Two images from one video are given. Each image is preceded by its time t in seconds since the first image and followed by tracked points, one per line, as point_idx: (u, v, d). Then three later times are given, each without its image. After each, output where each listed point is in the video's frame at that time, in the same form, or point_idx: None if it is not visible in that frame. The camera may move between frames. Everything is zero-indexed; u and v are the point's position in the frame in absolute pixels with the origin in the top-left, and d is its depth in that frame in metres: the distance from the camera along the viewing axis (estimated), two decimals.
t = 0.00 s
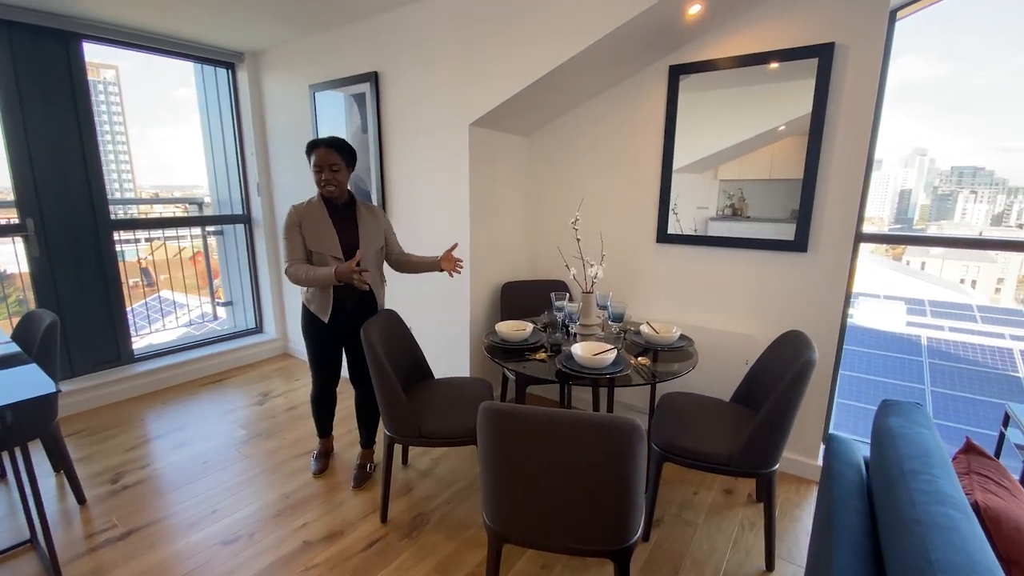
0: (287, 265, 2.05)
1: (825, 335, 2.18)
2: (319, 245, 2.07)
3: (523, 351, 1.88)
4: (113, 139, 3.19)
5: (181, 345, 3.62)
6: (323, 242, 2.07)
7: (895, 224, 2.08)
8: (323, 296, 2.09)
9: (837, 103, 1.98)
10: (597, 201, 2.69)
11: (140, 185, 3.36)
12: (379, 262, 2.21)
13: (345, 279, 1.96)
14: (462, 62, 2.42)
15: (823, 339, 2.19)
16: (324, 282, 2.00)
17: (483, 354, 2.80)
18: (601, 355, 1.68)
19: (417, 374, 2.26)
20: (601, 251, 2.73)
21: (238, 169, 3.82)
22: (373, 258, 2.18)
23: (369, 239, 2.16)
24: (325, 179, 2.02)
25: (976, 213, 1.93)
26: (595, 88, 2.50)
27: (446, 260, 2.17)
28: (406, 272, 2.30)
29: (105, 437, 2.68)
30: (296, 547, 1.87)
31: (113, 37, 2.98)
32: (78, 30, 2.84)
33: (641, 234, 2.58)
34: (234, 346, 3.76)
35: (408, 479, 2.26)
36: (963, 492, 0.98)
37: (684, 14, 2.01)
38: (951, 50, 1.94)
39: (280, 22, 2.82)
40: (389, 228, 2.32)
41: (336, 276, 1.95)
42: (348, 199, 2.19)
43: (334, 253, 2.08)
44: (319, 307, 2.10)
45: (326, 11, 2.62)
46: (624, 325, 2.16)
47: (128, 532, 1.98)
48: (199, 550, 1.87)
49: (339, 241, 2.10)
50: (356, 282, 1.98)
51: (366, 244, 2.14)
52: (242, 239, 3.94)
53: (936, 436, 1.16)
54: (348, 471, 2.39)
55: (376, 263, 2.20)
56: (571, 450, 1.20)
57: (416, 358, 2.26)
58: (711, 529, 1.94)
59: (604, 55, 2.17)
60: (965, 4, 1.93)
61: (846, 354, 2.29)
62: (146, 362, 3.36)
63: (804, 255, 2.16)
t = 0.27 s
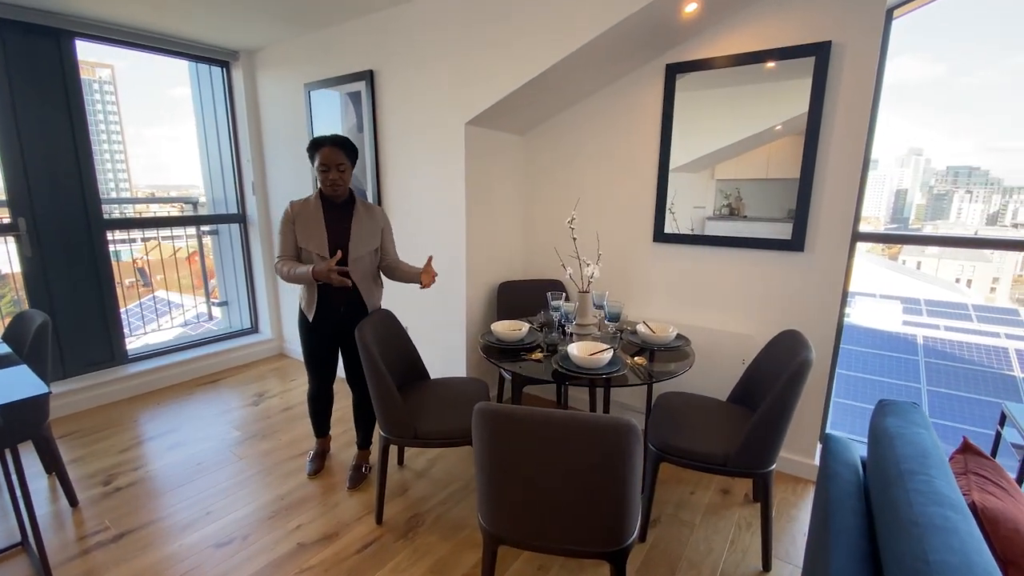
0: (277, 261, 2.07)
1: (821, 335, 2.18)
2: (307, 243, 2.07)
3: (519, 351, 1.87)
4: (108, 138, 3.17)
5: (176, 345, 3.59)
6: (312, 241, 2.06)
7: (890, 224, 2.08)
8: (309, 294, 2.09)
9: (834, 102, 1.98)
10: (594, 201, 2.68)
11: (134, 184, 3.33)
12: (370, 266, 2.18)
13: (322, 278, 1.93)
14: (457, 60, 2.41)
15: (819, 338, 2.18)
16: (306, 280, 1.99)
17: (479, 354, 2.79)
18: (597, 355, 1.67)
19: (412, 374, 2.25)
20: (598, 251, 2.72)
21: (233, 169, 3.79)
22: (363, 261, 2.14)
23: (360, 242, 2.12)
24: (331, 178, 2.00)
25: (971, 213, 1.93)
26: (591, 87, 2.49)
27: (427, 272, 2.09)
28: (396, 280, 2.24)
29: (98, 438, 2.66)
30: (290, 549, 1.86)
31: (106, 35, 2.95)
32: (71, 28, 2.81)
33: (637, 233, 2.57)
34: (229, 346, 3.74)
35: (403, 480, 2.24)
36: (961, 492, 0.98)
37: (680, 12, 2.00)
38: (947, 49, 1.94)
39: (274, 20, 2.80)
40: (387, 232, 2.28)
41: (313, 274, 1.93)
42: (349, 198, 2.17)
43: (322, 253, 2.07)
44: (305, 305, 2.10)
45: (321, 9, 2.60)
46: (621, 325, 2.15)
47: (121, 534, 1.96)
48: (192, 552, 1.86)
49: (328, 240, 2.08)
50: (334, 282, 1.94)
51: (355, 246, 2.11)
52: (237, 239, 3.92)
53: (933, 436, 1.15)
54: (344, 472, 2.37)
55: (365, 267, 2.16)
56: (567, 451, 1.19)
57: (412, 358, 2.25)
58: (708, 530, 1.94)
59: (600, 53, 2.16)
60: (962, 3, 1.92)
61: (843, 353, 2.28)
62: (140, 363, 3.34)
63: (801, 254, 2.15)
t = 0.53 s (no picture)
0: (275, 262, 2.05)
1: (820, 335, 2.18)
2: (306, 243, 2.06)
3: (518, 351, 1.87)
4: (107, 138, 3.16)
5: (174, 345, 3.59)
6: (311, 241, 2.06)
7: (889, 224, 2.08)
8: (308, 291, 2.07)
9: (832, 102, 1.98)
10: (592, 201, 2.68)
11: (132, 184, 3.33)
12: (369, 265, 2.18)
13: (324, 269, 1.90)
14: (456, 60, 2.41)
15: (818, 338, 2.18)
16: (307, 275, 1.97)
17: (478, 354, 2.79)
18: (596, 355, 1.67)
19: (411, 374, 2.25)
20: (597, 251, 2.72)
21: (231, 169, 3.79)
22: (362, 260, 2.14)
23: (359, 241, 2.13)
24: (342, 178, 2.01)
25: (970, 213, 1.93)
26: (590, 87, 2.49)
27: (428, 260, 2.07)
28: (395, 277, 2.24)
29: (97, 439, 2.65)
30: (288, 549, 1.85)
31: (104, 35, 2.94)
32: (69, 28, 2.81)
33: (636, 233, 2.57)
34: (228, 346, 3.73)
35: (402, 480, 2.24)
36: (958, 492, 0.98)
37: (679, 13, 2.00)
38: (946, 49, 1.94)
39: (273, 20, 2.80)
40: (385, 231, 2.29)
41: (314, 267, 1.90)
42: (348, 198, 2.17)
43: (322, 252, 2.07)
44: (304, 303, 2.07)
45: (319, 9, 2.60)
46: (620, 325, 2.15)
47: (119, 535, 1.96)
48: (191, 553, 1.85)
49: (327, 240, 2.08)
50: (335, 271, 1.92)
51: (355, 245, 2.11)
52: (236, 239, 3.91)
53: (931, 436, 1.15)
54: (343, 472, 2.37)
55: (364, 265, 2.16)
56: (565, 451, 1.19)
57: (410, 358, 2.25)
58: (706, 529, 1.94)
59: (599, 54, 2.16)
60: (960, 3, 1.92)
61: (842, 353, 2.29)
62: (139, 363, 3.34)
63: (799, 255, 2.15)
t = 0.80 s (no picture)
0: (281, 263, 2.03)
1: (820, 335, 2.18)
2: (313, 244, 2.05)
3: (518, 351, 1.87)
4: (108, 138, 3.17)
5: (175, 345, 3.59)
6: (318, 242, 2.05)
7: (890, 224, 2.08)
8: (318, 295, 2.08)
9: (833, 102, 1.98)
10: (592, 201, 2.68)
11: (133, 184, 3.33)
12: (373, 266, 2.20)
13: (345, 282, 1.94)
14: (456, 61, 2.41)
15: (817, 339, 2.18)
16: (321, 283, 1.98)
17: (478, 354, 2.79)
18: (595, 355, 1.67)
19: (411, 374, 2.25)
20: (597, 251, 2.72)
21: (232, 169, 3.80)
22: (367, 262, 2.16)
23: (365, 242, 2.14)
24: (340, 176, 2.01)
25: (972, 213, 1.93)
26: (590, 87, 2.49)
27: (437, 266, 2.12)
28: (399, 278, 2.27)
29: (97, 438, 2.66)
30: (289, 548, 1.86)
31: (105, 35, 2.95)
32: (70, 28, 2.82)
33: (636, 233, 2.57)
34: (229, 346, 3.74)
35: (402, 480, 2.25)
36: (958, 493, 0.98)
37: (679, 13, 2.00)
38: (947, 49, 1.94)
39: (273, 20, 2.80)
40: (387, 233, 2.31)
41: (335, 279, 1.94)
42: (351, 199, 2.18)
43: (329, 253, 2.06)
44: (313, 306, 2.08)
45: (319, 9, 2.60)
46: (619, 325, 2.15)
47: (120, 534, 1.97)
48: (191, 552, 1.86)
49: (335, 241, 2.07)
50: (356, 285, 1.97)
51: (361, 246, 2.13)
52: (237, 239, 3.92)
53: (930, 437, 1.15)
54: (343, 471, 2.37)
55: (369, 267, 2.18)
56: (563, 452, 1.19)
57: (410, 358, 2.25)
58: (706, 530, 1.94)
59: (599, 54, 2.16)
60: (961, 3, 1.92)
61: (842, 354, 2.28)
62: (140, 362, 3.34)
63: (799, 255, 2.15)
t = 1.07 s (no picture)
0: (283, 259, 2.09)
1: (824, 335, 2.17)
2: (313, 244, 2.09)
3: (521, 351, 1.87)
4: (115, 139, 3.20)
5: (180, 344, 3.62)
6: (316, 241, 2.08)
7: (895, 224, 2.07)
8: (315, 295, 2.11)
9: (837, 102, 1.98)
10: (595, 201, 2.68)
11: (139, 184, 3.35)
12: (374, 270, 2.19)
13: (329, 286, 1.96)
14: (460, 61, 2.41)
15: (822, 339, 2.18)
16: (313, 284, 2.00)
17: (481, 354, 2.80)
18: (598, 355, 1.68)
19: (415, 373, 2.26)
20: (600, 251, 2.72)
21: (237, 169, 3.82)
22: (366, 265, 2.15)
23: (364, 246, 2.13)
24: (332, 178, 2.02)
25: (979, 213, 1.92)
26: (592, 87, 2.50)
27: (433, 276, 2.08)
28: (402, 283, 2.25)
29: (104, 437, 2.68)
30: (294, 546, 1.87)
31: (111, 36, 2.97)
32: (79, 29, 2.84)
33: (639, 233, 2.57)
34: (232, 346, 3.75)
35: (405, 479, 2.26)
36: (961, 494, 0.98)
37: (683, 13, 2.00)
38: (952, 49, 1.93)
39: (278, 21, 2.82)
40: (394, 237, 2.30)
41: (320, 281, 1.96)
42: (358, 202, 2.19)
43: (327, 254, 2.09)
44: (310, 305, 2.12)
45: (324, 10, 2.62)
46: (622, 325, 2.15)
47: (127, 531, 1.98)
48: (197, 549, 1.87)
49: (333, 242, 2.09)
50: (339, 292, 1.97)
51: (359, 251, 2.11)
52: (241, 239, 3.94)
53: (933, 438, 1.15)
54: (346, 470, 2.38)
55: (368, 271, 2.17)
56: (567, 451, 1.20)
57: (414, 357, 2.26)
58: (709, 530, 1.94)
59: (603, 54, 2.16)
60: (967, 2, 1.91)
61: (847, 354, 2.28)
62: (146, 361, 3.37)
63: (802, 255, 2.15)
